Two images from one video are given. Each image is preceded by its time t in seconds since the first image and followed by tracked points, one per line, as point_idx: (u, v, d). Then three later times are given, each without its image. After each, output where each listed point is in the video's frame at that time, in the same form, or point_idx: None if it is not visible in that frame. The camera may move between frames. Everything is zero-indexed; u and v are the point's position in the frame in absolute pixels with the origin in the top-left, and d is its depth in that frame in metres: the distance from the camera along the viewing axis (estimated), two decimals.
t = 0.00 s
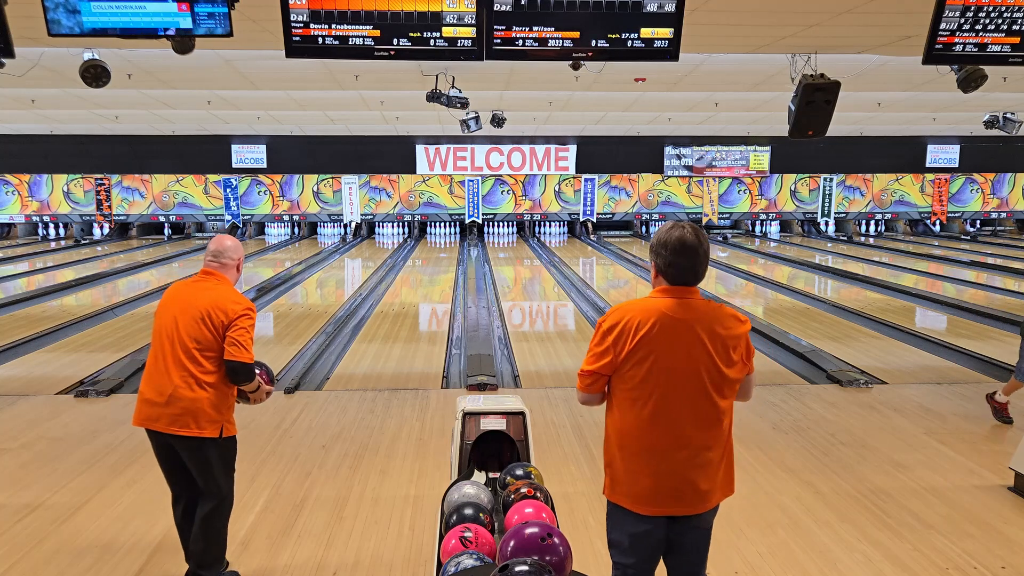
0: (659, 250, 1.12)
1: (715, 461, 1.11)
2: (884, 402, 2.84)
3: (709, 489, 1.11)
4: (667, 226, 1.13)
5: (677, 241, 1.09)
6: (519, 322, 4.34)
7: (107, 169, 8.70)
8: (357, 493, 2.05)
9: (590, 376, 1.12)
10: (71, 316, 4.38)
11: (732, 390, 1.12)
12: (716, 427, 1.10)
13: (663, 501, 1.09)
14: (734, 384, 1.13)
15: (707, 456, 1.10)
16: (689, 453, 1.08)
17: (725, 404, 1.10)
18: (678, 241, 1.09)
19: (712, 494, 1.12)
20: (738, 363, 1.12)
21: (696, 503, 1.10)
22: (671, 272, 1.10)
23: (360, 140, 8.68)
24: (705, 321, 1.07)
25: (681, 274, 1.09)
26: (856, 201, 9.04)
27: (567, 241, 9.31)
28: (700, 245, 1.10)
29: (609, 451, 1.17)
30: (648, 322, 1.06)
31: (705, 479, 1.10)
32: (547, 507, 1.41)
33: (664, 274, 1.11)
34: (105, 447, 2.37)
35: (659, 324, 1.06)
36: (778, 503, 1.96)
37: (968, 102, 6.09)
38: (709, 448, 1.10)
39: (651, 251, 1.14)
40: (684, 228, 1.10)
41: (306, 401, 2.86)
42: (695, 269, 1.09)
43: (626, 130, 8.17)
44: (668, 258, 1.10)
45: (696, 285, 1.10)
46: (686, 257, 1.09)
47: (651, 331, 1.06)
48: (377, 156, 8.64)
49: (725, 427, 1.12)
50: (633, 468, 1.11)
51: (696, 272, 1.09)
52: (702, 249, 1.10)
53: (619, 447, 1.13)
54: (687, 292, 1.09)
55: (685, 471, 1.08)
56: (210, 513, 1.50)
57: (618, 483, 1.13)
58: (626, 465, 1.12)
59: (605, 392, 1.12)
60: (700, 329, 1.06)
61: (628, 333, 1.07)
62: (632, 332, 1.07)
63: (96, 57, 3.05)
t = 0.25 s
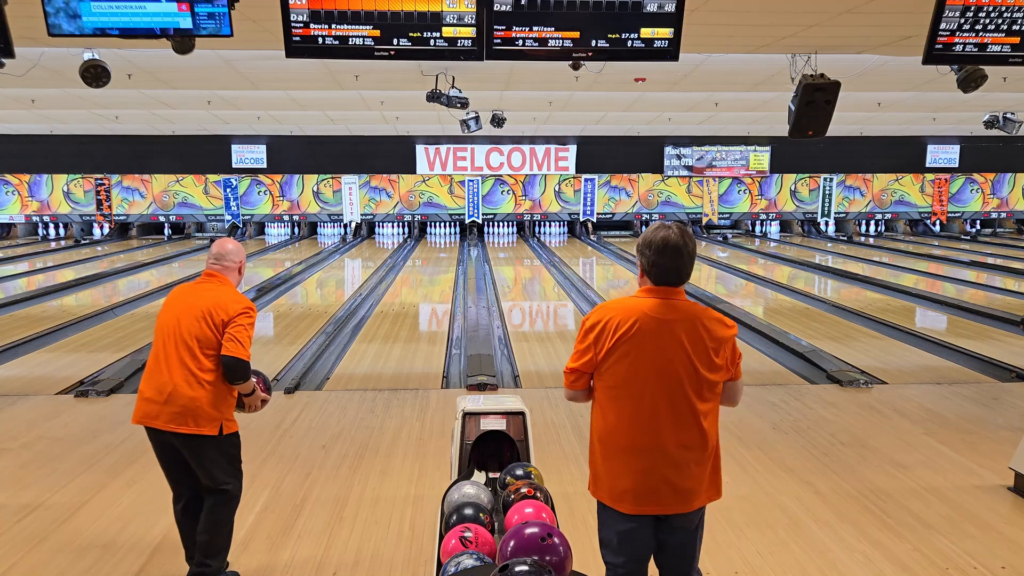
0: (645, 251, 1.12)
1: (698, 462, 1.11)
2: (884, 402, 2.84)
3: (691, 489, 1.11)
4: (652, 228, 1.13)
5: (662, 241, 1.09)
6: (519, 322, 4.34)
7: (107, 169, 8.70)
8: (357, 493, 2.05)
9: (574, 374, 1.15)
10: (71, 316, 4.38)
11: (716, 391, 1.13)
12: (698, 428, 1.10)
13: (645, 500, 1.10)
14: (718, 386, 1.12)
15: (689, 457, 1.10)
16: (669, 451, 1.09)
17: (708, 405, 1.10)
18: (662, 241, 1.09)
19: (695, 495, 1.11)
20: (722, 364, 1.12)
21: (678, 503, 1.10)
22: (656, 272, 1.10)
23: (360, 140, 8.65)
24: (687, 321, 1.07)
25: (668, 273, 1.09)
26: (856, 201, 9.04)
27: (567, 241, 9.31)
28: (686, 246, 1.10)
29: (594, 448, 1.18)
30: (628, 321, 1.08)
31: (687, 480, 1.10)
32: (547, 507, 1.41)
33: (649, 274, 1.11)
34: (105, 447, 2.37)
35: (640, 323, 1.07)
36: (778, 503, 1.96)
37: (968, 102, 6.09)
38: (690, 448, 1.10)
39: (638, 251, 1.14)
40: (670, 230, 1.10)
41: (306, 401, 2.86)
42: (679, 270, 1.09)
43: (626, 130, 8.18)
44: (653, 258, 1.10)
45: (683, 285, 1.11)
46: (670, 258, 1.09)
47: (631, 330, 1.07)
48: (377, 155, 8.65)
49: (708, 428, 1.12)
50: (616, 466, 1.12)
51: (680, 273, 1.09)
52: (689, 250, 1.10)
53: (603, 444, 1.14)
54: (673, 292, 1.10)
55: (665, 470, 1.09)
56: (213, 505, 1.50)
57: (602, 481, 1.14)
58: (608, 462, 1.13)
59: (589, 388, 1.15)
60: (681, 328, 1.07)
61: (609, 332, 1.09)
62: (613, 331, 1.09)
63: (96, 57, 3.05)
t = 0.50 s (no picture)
0: (641, 252, 1.12)
1: (693, 461, 1.11)
2: (884, 402, 2.84)
3: (686, 489, 1.10)
4: (649, 228, 1.13)
5: (658, 241, 1.09)
6: (519, 322, 4.34)
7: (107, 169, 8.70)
8: (357, 492, 2.05)
9: (571, 372, 1.15)
10: (71, 316, 4.38)
11: (712, 391, 1.12)
12: (692, 427, 1.10)
13: (640, 498, 1.10)
14: (715, 386, 1.12)
15: (683, 456, 1.10)
16: (663, 450, 1.09)
17: (702, 404, 1.10)
18: (658, 241, 1.09)
19: (690, 494, 1.11)
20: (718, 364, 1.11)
21: (672, 502, 1.10)
22: (652, 272, 1.10)
23: (360, 140, 8.67)
24: (682, 320, 1.07)
25: (665, 274, 1.09)
26: (856, 201, 9.03)
27: (567, 241, 9.31)
28: (683, 246, 1.09)
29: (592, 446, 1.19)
30: (623, 319, 1.08)
31: (682, 479, 1.10)
32: (547, 507, 1.41)
33: (645, 274, 1.12)
34: (105, 447, 2.37)
35: (633, 323, 1.07)
36: (778, 503, 1.96)
37: (969, 102, 6.08)
38: (684, 448, 1.10)
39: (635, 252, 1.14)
40: (667, 230, 1.10)
41: (306, 401, 2.86)
42: (675, 269, 1.09)
43: (626, 130, 8.18)
44: (649, 258, 1.10)
45: (680, 285, 1.11)
46: (665, 258, 1.09)
47: (624, 330, 1.08)
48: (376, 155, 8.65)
49: (704, 427, 1.11)
50: (611, 464, 1.12)
51: (676, 272, 1.09)
52: (686, 249, 1.10)
53: (599, 442, 1.15)
54: (669, 292, 1.10)
55: (658, 469, 1.09)
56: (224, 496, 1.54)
57: (598, 479, 1.15)
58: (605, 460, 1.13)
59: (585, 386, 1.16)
60: (674, 328, 1.07)
61: (603, 330, 1.10)
62: (608, 329, 1.09)
63: (96, 57, 3.05)
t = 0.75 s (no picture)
0: (645, 252, 1.12)
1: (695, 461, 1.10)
2: (884, 402, 2.84)
3: (687, 488, 1.10)
4: (652, 227, 1.13)
5: (662, 241, 1.09)
6: (519, 322, 4.34)
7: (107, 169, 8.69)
8: (357, 492, 2.05)
9: (576, 370, 1.16)
10: (71, 316, 4.38)
11: (715, 391, 1.12)
12: (693, 427, 1.09)
13: (640, 497, 1.10)
14: (718, 386, 1.11)
15: (685, 455, 1.10)
16: (664, 449, 1.09)
17: (704, 404, 1.10)
18: (661, 241, 1.09)
19: (692, 494, 1.11)
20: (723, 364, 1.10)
21: (673, 501, 1.10)
22: (656, 272, 1.10)
23: (360, 139, 8.65)
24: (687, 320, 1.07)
25: (668, 273, 1.09)
26: (856, 201, 9.04)
27: (567, 241, 9.31)
28: (686, 245, 1.09)
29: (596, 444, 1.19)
30: (627, 318, 1.08)
31: (683, 479, 1.10)
32: (547, 507, 1.41)
33: (649, 274, 1.12)
34: (105, 447, 2.37)
35: (637, 322, 1.08)
36: (778, 504, 1.96)
37: (969, 102, 6.08)
38: (687, 447, 1.09)
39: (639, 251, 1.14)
40: (670, 229, 1.10)
41: (306, 401, 2.86)
42: (678, 269, 1.09)
43: (626, 130, 8.18)
44: (653, 258, 1.10)
45: (683, 284, 1.11)
46: (668, 258, 1.09)
47: (627, 329, 1.08)
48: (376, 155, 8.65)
49: (706, 427, 1.11)
50: (612, 462, 1.13)
51: (679, 272, 1.09)
52: (689, 249, 1.10)
53: (602, 440, 1.15)
54: (674, 291, 1.10)
55: (658, 468, 1.09)
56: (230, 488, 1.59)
57: (601, 477, 1.15)
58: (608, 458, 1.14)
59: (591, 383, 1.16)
60: (678, 328, 1.06)
61: (608, 329, 1.10)
62: (613, 328, 1.10)
63: (96, 57, 3.05)
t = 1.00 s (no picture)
0: (647, 252, 1.12)
1: (695, 461, 1.10)
2: (884, 402, 2.84)
3: (686, 489, 1.10)
4: (655, 227, 1.12)
5: (665, 241, 1.09)
6: (519, 322, 4.34)
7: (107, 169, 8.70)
8: (357, 493, 2.05)
9: (578, 369, 1.17)
10: (71, 316, 4.38)
11: (716, 392, 1.11)
12: (693, 427, 1.09)
13: (638, 497, 1.10)
14: (720, 388, 1.11)
15: (685, 454, 1.09)
16: (663, 450, 1.09)
17: (705, 405, 1.09)
18: (664, 242, 1.09)
19: (691, 495, 1.11)
20: (725, 365, 1.10)
21: (672, 502, 1.10)
22: (658, 272, 1.10)
23: (359, 140, 8.65)
24: (688, 320, 1.07)
25: (670, 274, 1.09)
26: (856, 201, 9.04)
27: (567, 241, 9.31)
28: (689, 246, 1.09)
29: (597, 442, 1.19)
30: (628, 319, 1.08)
31: (683, 479, 1.10)
32: (547, 507, 1.41)
33: (652, 274, 1.12)
34: (105, 447, 2.37)
35: (638, 322, 1.08)
36: (778, 503, 1.96)
37: (969, 102, 6.08)
38: (687, 448, 1.09)
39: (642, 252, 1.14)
40: (673, 230, 1.10)
41: (306, 401, 2.86)
42: (681, 269, 1.09)
43: (626, 130, 8.18)
44: (655, 258, 1.10)
45: (686, 286, 1.10)
46: (672, 258, 1.09)
47: (628, 329, 1.08)
48: (376, 155, 8.66)
49: (706, 428, 1.11)
50: (611, 460, 1.13)
51: (682, 272, 1.09)
52: (692, 249, 1.10)
53: (603, 439, 1.15)
54: (676, 292, 1.10)
55: (657, 468, 1.09)
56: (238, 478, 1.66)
57: (601, 476, 1.16)
58: (607, 459, 1.14)
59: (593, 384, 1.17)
60: (679, 328, 1.06)
61: (609, 329, 1.11)
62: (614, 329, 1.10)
63: (96, 57, 3.05)
